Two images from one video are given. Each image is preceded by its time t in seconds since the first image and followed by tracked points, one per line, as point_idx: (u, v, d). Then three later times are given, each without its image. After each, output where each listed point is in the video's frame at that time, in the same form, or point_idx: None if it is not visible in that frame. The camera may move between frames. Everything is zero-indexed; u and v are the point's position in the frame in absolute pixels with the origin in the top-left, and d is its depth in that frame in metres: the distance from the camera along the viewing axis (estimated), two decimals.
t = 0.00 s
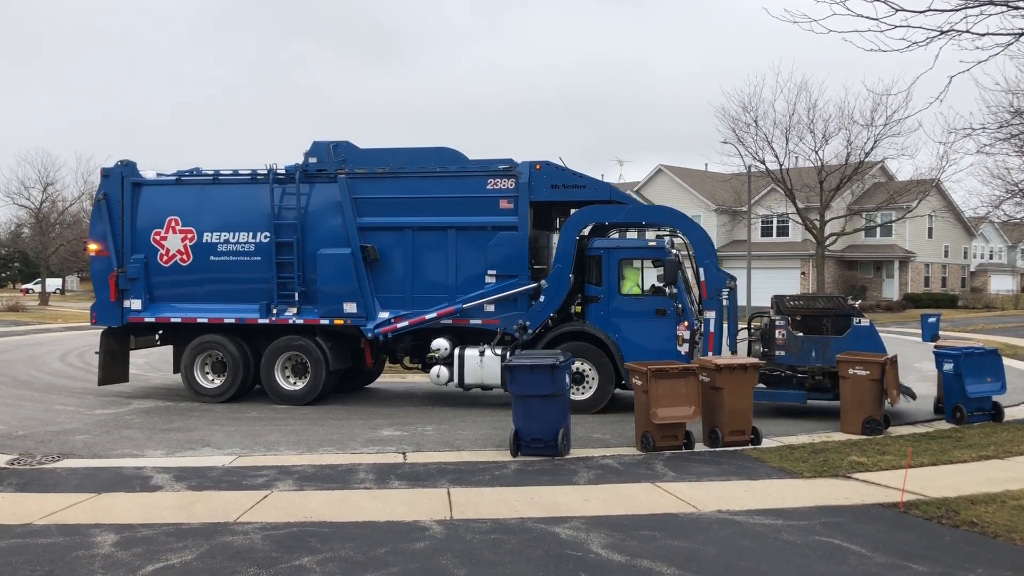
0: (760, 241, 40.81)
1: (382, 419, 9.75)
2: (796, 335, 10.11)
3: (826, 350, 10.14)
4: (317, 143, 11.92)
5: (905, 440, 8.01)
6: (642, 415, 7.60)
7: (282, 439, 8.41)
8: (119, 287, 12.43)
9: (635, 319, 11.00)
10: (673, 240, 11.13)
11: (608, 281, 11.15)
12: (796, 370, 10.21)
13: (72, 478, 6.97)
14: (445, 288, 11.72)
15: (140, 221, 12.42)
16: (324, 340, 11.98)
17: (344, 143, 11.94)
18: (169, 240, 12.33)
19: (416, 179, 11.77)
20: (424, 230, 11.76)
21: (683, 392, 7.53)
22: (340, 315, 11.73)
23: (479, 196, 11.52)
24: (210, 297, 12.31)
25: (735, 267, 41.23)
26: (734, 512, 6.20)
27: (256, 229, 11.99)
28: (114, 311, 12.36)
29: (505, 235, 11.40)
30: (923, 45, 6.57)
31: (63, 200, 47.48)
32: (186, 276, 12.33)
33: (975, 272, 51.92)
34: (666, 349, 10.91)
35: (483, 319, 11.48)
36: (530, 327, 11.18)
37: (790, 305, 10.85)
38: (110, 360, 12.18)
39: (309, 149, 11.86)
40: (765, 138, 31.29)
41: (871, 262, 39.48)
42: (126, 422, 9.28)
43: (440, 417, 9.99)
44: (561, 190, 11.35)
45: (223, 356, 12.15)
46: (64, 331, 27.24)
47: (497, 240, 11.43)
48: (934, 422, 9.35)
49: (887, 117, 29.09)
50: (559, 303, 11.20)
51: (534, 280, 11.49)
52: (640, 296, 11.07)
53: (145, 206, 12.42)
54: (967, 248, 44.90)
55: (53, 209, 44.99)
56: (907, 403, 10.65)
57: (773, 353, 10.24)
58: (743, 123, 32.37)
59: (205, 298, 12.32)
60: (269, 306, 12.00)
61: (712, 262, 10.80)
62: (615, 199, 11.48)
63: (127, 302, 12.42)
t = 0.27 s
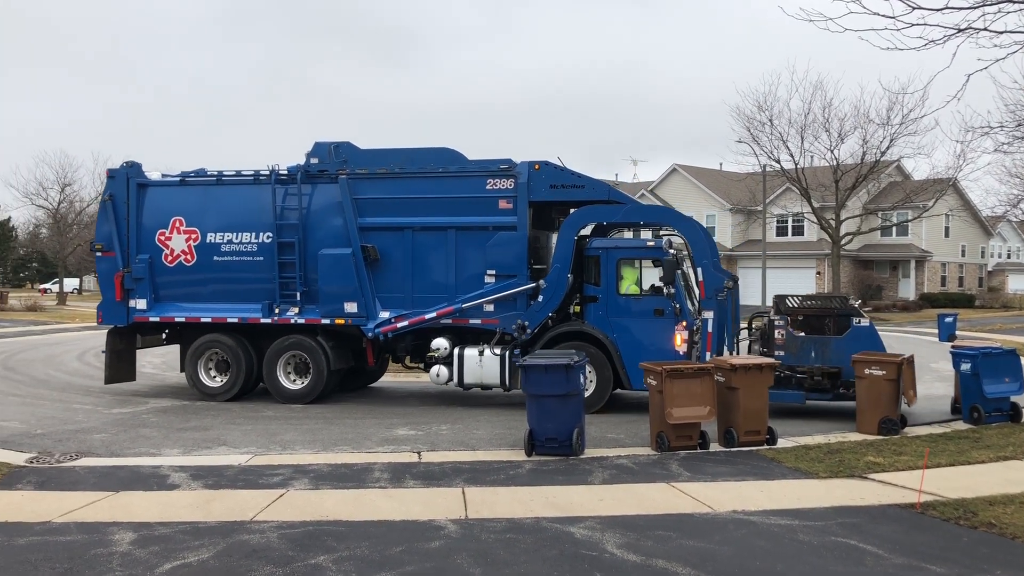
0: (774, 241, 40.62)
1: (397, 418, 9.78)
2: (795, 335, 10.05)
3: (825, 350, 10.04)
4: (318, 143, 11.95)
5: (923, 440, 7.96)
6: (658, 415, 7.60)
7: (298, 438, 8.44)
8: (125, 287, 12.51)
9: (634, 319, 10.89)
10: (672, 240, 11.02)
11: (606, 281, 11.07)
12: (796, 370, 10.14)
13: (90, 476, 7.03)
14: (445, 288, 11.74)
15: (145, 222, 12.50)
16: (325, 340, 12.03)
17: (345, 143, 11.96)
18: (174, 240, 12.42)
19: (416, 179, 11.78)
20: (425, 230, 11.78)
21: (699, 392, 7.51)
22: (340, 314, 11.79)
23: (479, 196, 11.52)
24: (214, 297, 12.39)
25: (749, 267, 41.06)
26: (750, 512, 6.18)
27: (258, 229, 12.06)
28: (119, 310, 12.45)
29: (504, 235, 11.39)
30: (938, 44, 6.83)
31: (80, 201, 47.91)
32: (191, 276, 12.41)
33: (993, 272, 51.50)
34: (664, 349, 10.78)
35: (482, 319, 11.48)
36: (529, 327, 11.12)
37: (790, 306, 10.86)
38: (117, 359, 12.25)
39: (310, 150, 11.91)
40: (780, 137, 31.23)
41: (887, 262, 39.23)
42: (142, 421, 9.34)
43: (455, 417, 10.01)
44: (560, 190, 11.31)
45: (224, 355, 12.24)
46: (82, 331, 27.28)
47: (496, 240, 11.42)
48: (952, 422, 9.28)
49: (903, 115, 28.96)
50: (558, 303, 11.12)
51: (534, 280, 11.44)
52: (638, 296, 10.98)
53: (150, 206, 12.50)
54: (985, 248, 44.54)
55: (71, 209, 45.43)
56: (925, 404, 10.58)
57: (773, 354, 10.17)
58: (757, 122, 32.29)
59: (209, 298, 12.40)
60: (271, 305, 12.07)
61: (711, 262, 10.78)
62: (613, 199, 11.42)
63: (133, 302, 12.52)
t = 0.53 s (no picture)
0: (788, 239, 40.42)
1: (410, 417, 9.80)
2: (792, 334, 10.04)
3: (822, 350, 10.01)
4: (318, 143, 11.98)
5: (939, 440, 7.91)
6: (673, 415, 7.58)
7: (313, 437, 8.47)
8: (128, 286, 12.62)
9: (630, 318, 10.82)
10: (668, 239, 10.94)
11: (602, 280, 11.05)
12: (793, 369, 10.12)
13: (107, 475, 7.08)
14: (443, 287, 11.73)
15: (148, 221, 12.61)
16: (324, 338, 12.06)
17: (344, 143, 12.00)
18: (176, 239, 12.50)
19: (414, 179, 11.79)
20: (423, 229, 11.78)
21: (714, 392, 7.49)
22: (339, 314, 11.81)
23: (476, 196, 11.51)
24: (215, 296, 12.46)
25: (762, 265, 40.87)
26: (765, 512, 6.15)
27: (258, 229, 12.10)
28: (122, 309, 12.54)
29: (500, 234, 11.38)
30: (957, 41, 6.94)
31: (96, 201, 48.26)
32: (193, 275, 12.49)
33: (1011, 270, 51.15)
34: (660, 349, 10.70)
35: (479, 317, 11.46)
36: (525, 326, 11.10)
37: (792, 305, 10.89)
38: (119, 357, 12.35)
39: (310, 150, 11.94)
40: (795, 135, 31.14)
41: (903, 260, 38.99)
42: (158, 420, 9.40)
43: (468, 416, 10.01)
44: (557, 189, 11.27)
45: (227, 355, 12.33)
46: (99, 331, 27.30)
47: (493, 239, 11.41)
48: (969, 422, 9.22)
49: (920, 113, 28.86)
50: (554, 302, 11.09)
51: (531, 279, 11.41)
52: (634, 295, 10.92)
53: (153, 206, 12.59)
54: (1003, 246, 44.18)
55: (87, 209, 45.80)
56: (942, 403, 10.51)
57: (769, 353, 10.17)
58: (771, 120, 32.21)
59: (211, 297, 12.47)
60: (271, 304, 12.11)
61: (706, 260, 10.61)
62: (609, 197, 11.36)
63: (136, 301, 12.60)
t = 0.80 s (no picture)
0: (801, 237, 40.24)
1: (423, 415, 9.82)
2: (784, 331, 10.09)
3: (814, 348, 10.12)
4: (314, 142, 12.02)
5: (954, 438, 7.87)
6: (686, 412, 7.56)
7: (327, 435, 8.49)
8: (129, 285, 12.73)
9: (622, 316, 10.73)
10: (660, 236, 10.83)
11: (595, 278, 10.92)
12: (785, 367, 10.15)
13: (123, 472, 7.12)
14: (437, 285, 11.72)
15: (149, 221, 12.69)
16: (320, 336, 12.09)
17: (340, 142, 12.02)
18: (176, 239, 12.58)
19: (409, 178, 11.79)
20: (417, 228, 11.77)
21: (727, 389, 7.47)
22: (336, 312, 11.88)
23: (470, 194, 11.49)
24: (214, 295, 12.53)
25: (774, 264, 40.71)
26: (779, 510, 6.13)
27: (256, 228, 12.15)
28: (124, 308, 12.65)
29: (494, 233, 11.36)
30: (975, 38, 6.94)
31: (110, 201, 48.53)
32: (192, 274, 12.57)
33: None
34: (653, 348, 10.59)
35: (473, 316, 11.44)
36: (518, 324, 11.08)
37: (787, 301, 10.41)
38: (119, 355, 12.49)
39: (306, 150, 11.98)
40: (808, 132, 31.01)
41: (917, 258, 38.78)
42: (172, 418, 9.45)
43: (480, 414, 10.03)
44: (550, 187, 11.19)
45: (226, 352, 12.41)
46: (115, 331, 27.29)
47: (487, 237, 11.39)
48: (984, 420, 9.17)
49: (934, 110, 28.68)
50: (547, 299, 11.02)
51: (525, 277, 11.39)
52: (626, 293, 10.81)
53: (153, 206, 12.67)
54: (1019, 243, 43.87)
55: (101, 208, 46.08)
56: (957, 401, 10.45)
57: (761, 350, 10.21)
58: (784, 118, 32.10)
59: (210, 296, 12.55)
60: (269, 303, 12.18)
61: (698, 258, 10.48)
62: (603, 195, 11.26)
63: (136, 300, 12.71)
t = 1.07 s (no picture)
0: (813, 236, 40.07)
1: (435, 415, 9.84)
2: (773, 330, 10.17)
3: (803, 346, 10.08)
4: (308, 143, 12.06)
5: (968, 438, 7.83)
6: (697, 412, 7.56)
7: (339, 434, 8.52)
8: (128, 286, 12.81)
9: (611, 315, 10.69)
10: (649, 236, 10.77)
11: (585, 277, 10.90)
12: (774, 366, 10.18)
13: (136, 472, 7.16)
14: (429, 285, 11.71)
15: (147, 222, 12.77)
16: (315, 336, 12.14)
17: (335, 143, 12.05)
18: (173, 239, 12.65)
19: (402, 179, 11.79)
20: (409, 228, 11.76)
21: (739, 389, 7.46)
22: (330, 312, 11.93)
23: (461, 195, 11.47)
24: (211, 296, 12.60)
25: (786, 262, 40.56)
26: (792, 510, 6.12)
27: (252, 228, 12.21)
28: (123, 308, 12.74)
29: (485, 233, 11.32)
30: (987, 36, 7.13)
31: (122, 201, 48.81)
32: (189, 275, 12.63)
33: None
34: (642, 347, 10.54)
35: (465, 316, 11.41)
36: (509, 323, 11.06)
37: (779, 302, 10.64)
38: (119, 355, 12.58)
39: (300, 151, 12.03)
40: (820, 130, 30.90)
41: (930, 256, 38.58)
42: (185, 417, 9.50)
43: (491, 414, 10.04)
44: (540, 187, 11.18)
45: (222, 352, 12.47)
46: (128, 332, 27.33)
47: (478, 237, 11.35)
48: (999, 419, 9.12)
49: (947, 108, 28.54)
50: (537, 299, 11.01)
51: (517, 277, 11.37)
52: (616, 292, 10.77)
53: (152, 207, 12.74)
54: None
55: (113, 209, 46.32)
56: (971, 400, 10.39)
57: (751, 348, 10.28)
58: (796, 116, 32.01)
59: (207, 297, 12.61)
60: (264, 304, 12.22)
61: (686, 257, 10.41)
62: (593, 195, 11.22)
63: (135, 300, 12.79)
